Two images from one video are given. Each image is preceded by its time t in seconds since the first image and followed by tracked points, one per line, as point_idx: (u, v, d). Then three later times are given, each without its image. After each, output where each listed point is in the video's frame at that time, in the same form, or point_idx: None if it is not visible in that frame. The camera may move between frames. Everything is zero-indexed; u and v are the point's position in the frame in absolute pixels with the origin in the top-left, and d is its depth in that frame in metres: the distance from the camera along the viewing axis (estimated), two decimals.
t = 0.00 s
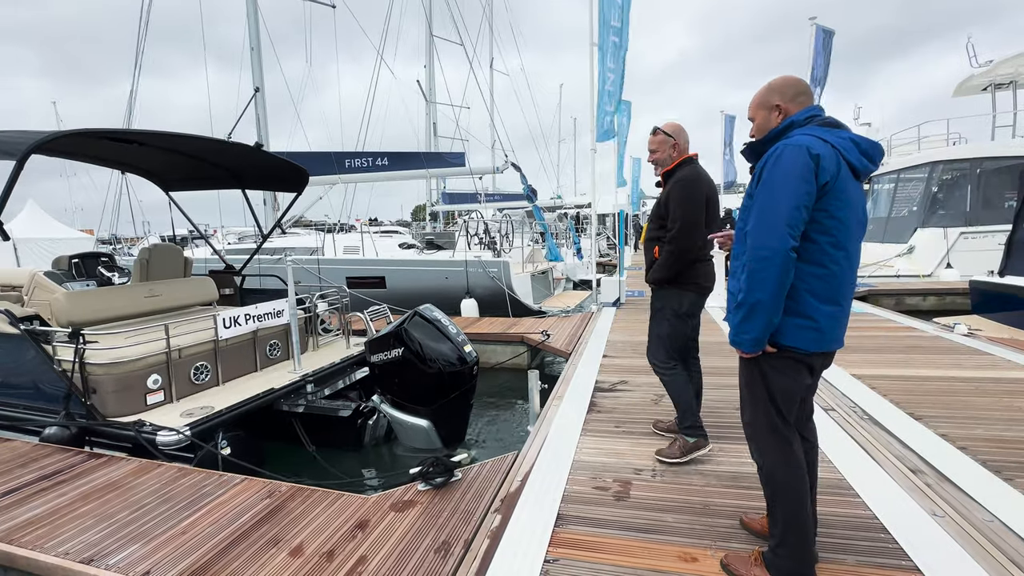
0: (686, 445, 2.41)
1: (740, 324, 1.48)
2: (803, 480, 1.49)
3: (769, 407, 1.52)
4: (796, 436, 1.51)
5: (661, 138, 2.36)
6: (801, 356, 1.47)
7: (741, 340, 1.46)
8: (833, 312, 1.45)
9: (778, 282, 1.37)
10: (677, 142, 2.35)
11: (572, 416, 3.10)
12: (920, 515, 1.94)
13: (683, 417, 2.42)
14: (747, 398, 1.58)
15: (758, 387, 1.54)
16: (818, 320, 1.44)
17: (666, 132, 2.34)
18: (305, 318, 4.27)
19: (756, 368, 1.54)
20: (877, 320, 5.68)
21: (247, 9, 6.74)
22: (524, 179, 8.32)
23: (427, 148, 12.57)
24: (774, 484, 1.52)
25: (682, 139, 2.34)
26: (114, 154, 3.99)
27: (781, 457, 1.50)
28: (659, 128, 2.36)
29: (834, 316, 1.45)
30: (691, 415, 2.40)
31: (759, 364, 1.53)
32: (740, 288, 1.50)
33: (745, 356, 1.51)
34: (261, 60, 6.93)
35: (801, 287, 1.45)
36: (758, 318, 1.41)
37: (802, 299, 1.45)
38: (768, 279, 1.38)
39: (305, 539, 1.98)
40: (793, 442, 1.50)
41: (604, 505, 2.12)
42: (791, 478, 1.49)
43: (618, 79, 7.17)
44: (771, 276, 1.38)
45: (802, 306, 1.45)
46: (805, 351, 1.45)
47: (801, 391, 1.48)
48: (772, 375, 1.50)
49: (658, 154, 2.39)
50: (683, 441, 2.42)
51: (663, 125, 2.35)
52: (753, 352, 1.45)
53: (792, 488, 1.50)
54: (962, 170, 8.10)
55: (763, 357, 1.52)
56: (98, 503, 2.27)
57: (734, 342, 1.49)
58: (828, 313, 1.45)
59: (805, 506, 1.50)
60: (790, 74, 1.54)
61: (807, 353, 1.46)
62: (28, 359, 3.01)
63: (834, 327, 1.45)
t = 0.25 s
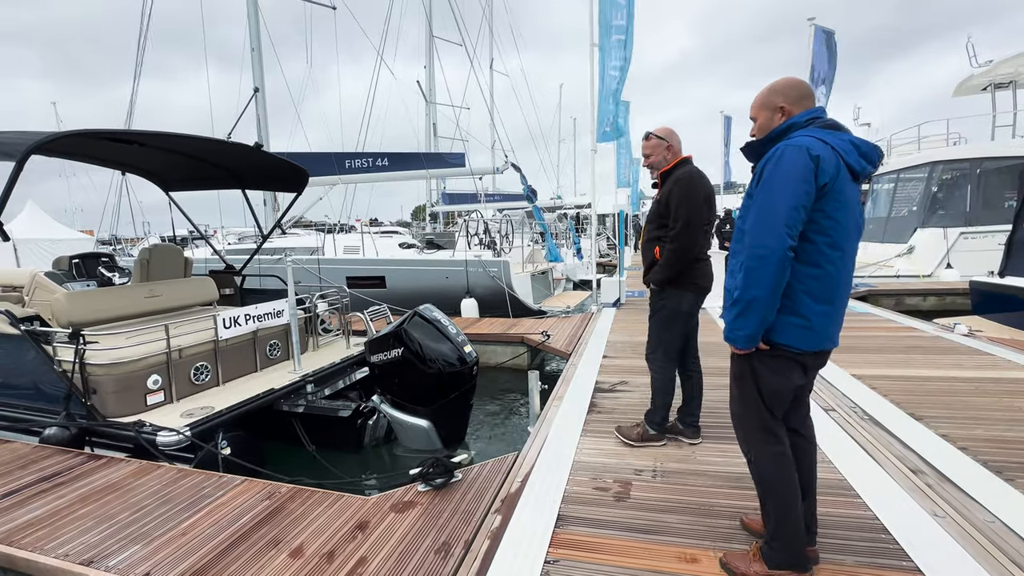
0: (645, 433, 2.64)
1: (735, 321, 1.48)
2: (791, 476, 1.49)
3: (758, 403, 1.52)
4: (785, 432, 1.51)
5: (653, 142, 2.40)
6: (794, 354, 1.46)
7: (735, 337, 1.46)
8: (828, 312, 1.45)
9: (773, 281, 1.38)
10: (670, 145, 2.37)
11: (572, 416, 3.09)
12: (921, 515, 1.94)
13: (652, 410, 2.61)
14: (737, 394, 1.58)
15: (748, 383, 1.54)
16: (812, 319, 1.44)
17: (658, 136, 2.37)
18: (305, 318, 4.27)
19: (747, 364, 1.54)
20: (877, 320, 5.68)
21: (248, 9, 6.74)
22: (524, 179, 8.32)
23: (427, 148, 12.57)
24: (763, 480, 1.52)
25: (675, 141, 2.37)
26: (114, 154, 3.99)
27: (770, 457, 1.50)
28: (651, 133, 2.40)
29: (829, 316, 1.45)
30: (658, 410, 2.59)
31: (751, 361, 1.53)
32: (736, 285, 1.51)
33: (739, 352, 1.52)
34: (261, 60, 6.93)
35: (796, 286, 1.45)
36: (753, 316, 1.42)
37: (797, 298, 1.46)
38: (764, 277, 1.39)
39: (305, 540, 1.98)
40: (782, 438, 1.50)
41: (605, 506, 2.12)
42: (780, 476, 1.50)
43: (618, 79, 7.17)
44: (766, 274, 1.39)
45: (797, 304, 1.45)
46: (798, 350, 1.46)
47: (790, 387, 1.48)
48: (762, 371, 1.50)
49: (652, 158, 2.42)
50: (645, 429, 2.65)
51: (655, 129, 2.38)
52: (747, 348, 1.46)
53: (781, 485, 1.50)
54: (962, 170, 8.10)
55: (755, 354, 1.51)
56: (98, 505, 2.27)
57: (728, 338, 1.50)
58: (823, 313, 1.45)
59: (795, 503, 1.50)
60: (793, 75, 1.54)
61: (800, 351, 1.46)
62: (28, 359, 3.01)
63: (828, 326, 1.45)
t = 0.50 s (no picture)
0: (641, 429, 2.70)
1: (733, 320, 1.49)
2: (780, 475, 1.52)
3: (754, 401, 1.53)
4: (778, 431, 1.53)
5: (647, 144, 2.41)
6: (791, 354, 1.47)
7: (734, 335, 1.47)
8: (826, 310, 1.46)
9: (770, 279, 1.39)
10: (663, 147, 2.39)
11: (572, 416, 3.10)
12: (920, 516, 1.95)
13: (651, 408, 2.65)
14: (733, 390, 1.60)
15: (744, 381, 1.55)
16: (810, 317, 1.45)
17: (651, 139, 2.39)
18: (306, 319, 4.28)
19: (744, 361, 1.55)
20: (877, 320, 5.69)
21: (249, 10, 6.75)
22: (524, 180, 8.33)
23: (427, 149, 12.58)
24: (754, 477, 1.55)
25: (668, 144, 2.39)
26: (114, 155, 4.00)
27: (764, 456, 1.53)
28: (643, 135, 2.41)
29: (827, 314, 1.46)
30: (657, 408, 2.63)
31: (749, 360, 1.54)
32: (734, 284, 1.51)
33: (737, 351, 1.53)
34: (262, 61, 6.93)
35: (794, 285, 1.46)
36: (751, 314, 1.43)
37: (795, 296, 1.46)
38: (761, 275, 1.40)
39: (304, 540, 1.99)
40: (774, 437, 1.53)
41: (604, 506, 2.12)
42: (770, 474, 1.53)
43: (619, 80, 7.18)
44: (764, 273, 1.40)
45: (795, 303, 1.46)
46: (796, 348, 1.46)
47: (785, 387, 1.49)
48: (758, 369, 1.52)
49: (647, 160, 2.44)
50: (641, 425, 2.70)
51: (648, 131, 2.40)
52: (745, 347, 1.46)
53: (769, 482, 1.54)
54: (961, 170, 8.10)
55: (753, 353, 1.53)
56: (97, 506, 2.27)
57: (727, 336, 1.51)
58: (821, 311, 1.45)
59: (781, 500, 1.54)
60: (790, 77, 1.54)
61: (797, 350, 1.46)
62: (29, 360, 3.02)
63: (826, 325, 1.46)
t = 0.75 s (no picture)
0: (640, 429, 2.71)
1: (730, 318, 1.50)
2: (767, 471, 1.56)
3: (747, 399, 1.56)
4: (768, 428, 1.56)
5: (643, 144, 2.41)
6: (788, 352, 1.48)
7: (731, 333, 1.49)
8: (822, 308, 1.47)
9: (766, 277, 1.40)
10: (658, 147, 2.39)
11: (571, 416, 3.11)
12: (918, 515, 1.96)
13: (647, 408, 2.67)
14: (727, 387, 1.62)
15: (739, 379, 1.57)
16: (806, 315, 1.46)
17: (648, 138, 2.39)
18: (306, 320, 4.29)
19: (739, 359, 1.57)
20: (876, 320, 5.70)
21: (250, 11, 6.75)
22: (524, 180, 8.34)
23: (426, 149, 12.60)
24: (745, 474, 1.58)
25: (664, 144, 2.39)
26: (115, 155, 4.01)
27: (755, 451, 1.56)
28: (640, 134, 2.42)
29: (823, 312, 1.47)
30: (654, 407, 2.66)
31: (744, 359, 1.56)
32: (731, 283, 1.53)
33: (733, 349, 1.54)
34: (262, 62, 6.94)
35: (790, 283, 1.47)
36: (747, 312, 1.44)
37: (791, 295, 1.48)
38: (757, 273, 1.41)
39: (304, 540, 2.00)
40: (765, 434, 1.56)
41: (603, 505, 2.13)
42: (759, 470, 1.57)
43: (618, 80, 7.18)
44: (760, 271, 1.41)
45: (791, 301, 1.47)
46: (792, 346, 1.47)
47: (778, 386, 1.51)
48: (751, 368, 1.54)
49: (643, 160, 2.44)
50: (639, 425, 2.72)
51: (644, 131, 2.40)
52: (742, 344, 1.48)
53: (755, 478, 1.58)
54: (960, 170, 8.11)
55: (749, 351, 1.54)
56: (97, 505, 2.28)
57: (723, 334, 1.52)
58: (816, 309, 1.47)
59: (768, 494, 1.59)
60: (784, 78, 1.56)
61: (792, 349, 1.48)
62: (31, 361, 3.03)
63: (822, 323, 1.47)
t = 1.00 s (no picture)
0: (638, 429, 2.73)
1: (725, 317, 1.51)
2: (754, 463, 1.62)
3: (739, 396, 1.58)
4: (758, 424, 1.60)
5: (642, 142, 2.39)
6: (783, 351, 1.49)
7: (726, 332, 1.49)
8: (816, 307, 1.48)
9: (761, 276, 1.41)
10: (655, 148, 2.39)
11: (571, 416, 3.12)
12: (916, 514, 1.97)
13: (645, 407, 2.69)
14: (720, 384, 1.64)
15: (732, 377, 1.59)
16: (800, 314, 1.47)
17: (647, 138, 2.38)
18: (306, 320, 4.30)
19: (732, 356, 1.58)
20: (875, 320, 5.71)
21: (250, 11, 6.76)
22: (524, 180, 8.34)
23: (426, 149, 12.60)
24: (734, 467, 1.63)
25: (662, 145, 2.39)
26: (115, 156, 4.01)
27: (744, 446, 1.60)
28: (639, 132, 2.40)
29: (817, 310, 1.48)
30: (651, 407, 2.67)
31: (738, 357, 1.57)
32: (726, 282, 1.53)
33: (727, 347, 1.55)
34: (262, 61, 6.94)
35: (784, 282, 1.48)
36: (742, 311, 1.45)
37: (785, 294, 1.49)
38: (752, 272, 1.42)
39: (303, 538, 2.01)
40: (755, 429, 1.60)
41: (602, 504, 2.15)
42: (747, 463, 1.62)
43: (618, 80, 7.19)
44: (755, 270, 1.42)
45: (785, 299, 1.48)
46: (787, 344, 1.48)
47: (771, 384, 1.53)
48: (744, 365, 1.56)
49: (637, 159, 2.42)
50: (637, 425, 2.74)
51: (644, 129, 2.39)
52: (736, 343, 1.49)
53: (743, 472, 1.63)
54: (960, 170, 8.11)
55: (743, 349, 1.55)
56: (98, 503, 2.30)
57: (718, 333, 1.53)
58: (811, 307, 1.48)
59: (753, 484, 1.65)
60: (773, 82, 1.57)
61: (786, 347, 1.48)
62: (32, 361, 3.04)
63: (817, 321, 1.48)
